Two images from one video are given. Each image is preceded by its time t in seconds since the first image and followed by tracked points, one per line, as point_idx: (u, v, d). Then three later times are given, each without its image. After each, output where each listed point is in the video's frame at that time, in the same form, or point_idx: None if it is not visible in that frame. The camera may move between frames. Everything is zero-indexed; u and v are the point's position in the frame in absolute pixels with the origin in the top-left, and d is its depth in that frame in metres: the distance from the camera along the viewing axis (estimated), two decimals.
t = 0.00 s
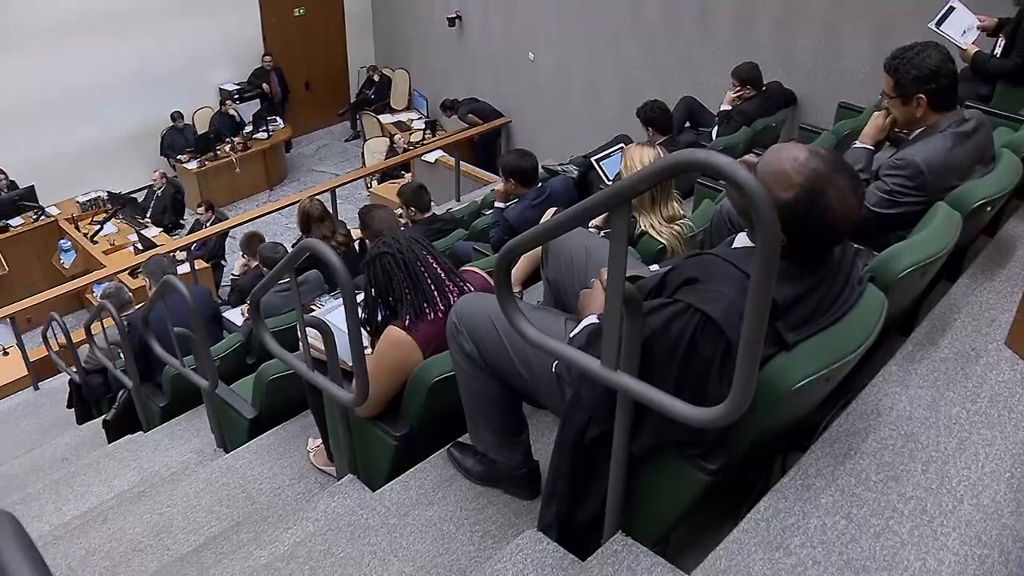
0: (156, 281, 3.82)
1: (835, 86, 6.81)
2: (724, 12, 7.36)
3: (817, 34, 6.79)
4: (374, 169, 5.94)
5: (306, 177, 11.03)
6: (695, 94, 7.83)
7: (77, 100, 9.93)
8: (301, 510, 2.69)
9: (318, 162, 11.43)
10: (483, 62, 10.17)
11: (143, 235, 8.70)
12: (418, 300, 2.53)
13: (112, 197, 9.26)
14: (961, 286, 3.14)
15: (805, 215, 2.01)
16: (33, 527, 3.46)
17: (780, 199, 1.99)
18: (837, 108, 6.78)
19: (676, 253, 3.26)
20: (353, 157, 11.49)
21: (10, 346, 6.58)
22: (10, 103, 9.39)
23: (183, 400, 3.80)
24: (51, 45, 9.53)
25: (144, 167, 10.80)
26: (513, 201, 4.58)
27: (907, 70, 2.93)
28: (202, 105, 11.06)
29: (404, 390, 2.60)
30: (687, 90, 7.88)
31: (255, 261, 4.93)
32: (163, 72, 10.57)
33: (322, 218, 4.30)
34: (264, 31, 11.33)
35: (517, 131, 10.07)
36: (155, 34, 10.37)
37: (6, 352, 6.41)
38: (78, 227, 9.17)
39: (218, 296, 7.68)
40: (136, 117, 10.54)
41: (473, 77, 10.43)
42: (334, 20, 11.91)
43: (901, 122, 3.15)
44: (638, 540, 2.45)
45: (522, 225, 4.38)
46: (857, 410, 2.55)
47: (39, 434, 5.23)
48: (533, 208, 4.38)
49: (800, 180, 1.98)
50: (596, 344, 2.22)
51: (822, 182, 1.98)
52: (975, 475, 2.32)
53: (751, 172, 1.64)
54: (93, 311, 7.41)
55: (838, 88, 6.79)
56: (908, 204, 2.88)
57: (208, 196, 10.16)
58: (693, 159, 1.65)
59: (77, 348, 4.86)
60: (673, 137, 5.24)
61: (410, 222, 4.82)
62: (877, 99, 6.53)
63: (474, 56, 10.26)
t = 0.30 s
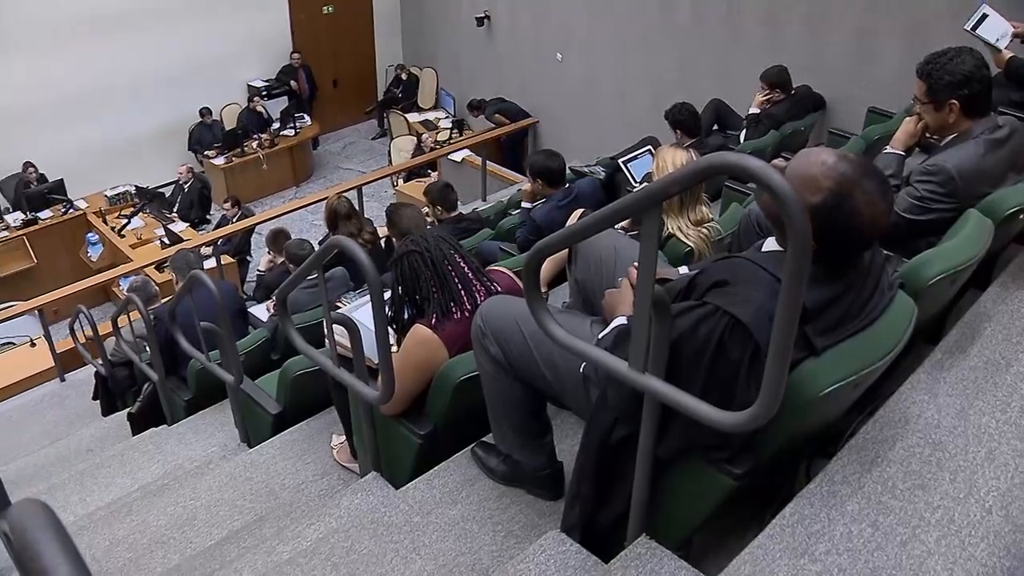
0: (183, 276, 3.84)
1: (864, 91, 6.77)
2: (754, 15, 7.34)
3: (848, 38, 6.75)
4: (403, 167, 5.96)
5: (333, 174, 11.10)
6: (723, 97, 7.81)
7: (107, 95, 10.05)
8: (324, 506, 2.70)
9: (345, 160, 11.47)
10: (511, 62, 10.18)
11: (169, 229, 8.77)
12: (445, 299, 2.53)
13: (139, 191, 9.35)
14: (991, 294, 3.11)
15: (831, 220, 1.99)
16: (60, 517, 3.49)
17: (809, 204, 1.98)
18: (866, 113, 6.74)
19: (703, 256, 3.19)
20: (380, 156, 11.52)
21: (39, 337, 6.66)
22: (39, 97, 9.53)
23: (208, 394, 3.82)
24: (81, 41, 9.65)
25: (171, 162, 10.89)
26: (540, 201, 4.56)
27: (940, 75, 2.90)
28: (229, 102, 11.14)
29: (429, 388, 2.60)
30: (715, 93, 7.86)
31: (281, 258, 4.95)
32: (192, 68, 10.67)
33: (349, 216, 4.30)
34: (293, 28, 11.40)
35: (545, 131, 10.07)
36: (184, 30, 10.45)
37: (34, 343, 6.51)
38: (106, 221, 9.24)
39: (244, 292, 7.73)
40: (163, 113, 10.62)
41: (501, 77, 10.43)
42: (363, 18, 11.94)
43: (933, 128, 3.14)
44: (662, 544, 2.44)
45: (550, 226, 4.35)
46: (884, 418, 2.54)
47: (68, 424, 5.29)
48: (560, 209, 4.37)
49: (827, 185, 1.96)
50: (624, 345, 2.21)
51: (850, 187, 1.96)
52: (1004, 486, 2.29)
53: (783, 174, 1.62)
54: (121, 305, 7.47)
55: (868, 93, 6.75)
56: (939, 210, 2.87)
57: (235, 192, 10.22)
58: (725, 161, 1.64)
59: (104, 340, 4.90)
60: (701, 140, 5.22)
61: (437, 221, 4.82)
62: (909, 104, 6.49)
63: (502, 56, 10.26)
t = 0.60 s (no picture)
0: (211, 271, 3.86)
1: (896, 96, 6.73)
2: (785, 18, 7.30)
3: (881, 42, 6.71)
4: (431, 165, 5.97)
5: (360, 172, 11.13)
6: (753, 100, 7.78)
7: (139, 90, 10.13)
8: (348, 502, 2.71)
9: (373, 158, 11.51)
10: (540, 63, 10.17)
11: (198, 224, 8.84)
12: (473, 299, 2.53)
13: (169, 186, 9.49)
14: None
15: (867, 224, 1.96)
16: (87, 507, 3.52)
17: (845, 207, 1.95)
18: (898, 117, 6.70)
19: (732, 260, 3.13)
20: (408, 154, 11.55)
21: (67, 329, 6.71)
22: (71, 91, 9.63)
23: (233, 389, 3.85)
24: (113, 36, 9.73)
25: (199, 158, 10.97)
26: (569, 203, 4.55)
27: (975, 81, 2.90)
28: (258, 98, 11.19)
29: (456, 388, 2.60)
30: (745, 96, 7.83)
31: (309, 254, 4.96)
32: (222, 65, 10.73)
33: (377, 214, 4.31)
34: (322, 26, 11.45)
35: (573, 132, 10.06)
36: (214, 27, 10.52)
37: (63, 336, 6.56)
38: (135, 215, 9.31)
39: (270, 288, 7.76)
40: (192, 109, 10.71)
41: (530, 77, 10.42)
42: (394, 17, 11.96)
43: (967, 134, 3.11)
44: (686, 548, 2.43)
45: (577, 228, 4.36)
46: (913, 426, 2.51)
47: (94, 416, 5.33)
48: (589, 210, 4.36)
49: (864, 189, 1.93)
50: (653, 348, 2.21)
51: (886, 191, 1.93)
52: None
53: (818, 179, 1.60)
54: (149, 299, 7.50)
55: (900, 98, 6.71)
56: (972, 218, 2.84)
57: (263, 188, 10.27)
58: (759, 164, 1.62)
59: (131, 334, 4.93)
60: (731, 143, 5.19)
61: (464, 221, 4.81)
62: (942, 109, 6.44)
63: (532, 56, 10.26)
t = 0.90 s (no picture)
0: (241, 267, 3.88)
1: (931, 103, 6.68)
2: (820, 23, 7.26)
3: (917, 48, 6.65)
4: (461, 164, 5.96)
5: (390, 170, 11.17)
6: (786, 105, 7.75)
7: (172, 85, 10.34)
8: (375, 499, 2.73)
9: (403, 156, 11.54)
10: (572, 64, 10.15)
11: (228, 219, 8.92)
12: (503, 299, 2.53)
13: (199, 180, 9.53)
14: None
15: (899, 231, 1.90)
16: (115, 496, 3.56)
17: (879, 211, 1.88)
18: (933, 124, 6.64)
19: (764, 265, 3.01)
20: (439, 153, 11.57)
21: (99, 320, 6.83)
22: (104, 85, 9.85)
23: (260, 383, 3.87)
24: (145, 32, 9.92)
25: (229, 154, 11.08)
26: (600, 204, 4.52)
27: (1016, 88, 2.88)
28: (291, 95, 11.32)
29: (485, 387, 2.60)
30: (777, 101, 7.80)
31: (338, 251, 4.96)
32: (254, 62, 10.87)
33: (407, 212, 4.31)
34: (356, 23, 11.52)
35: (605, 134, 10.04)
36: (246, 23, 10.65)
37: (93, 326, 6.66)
38: (166, 209, 9.40)
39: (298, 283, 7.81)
40: (223, 104, 10.83)
41: (562, 79, 10.40)
42: (427, 16, 11.98)
43: (1006, 142, 3.08)
44: (713, 552, 2.42)
45: (608, 230, 4.40)
46: (946, 436, 2.49)
47: (123, 407, 5.38)
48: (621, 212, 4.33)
49: (899, 193, 1.87)
50: (685, 352, 2.22)
51: (921, 195, 1.87)
52: None
53: (857, 184, 1.57)
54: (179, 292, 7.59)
55: (936, 104, 6.65)
56: (1009, 226, 2.83)
57: (293, 184, 10.33)
58: (795, 169, 1.60)
59: (161, 326, 4.97)
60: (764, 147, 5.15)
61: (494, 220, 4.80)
62: (980, 116, 6.37)
63: (564, 57, 10.25)
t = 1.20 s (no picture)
0: (275, 263, 3.90)
1: (970, 109, 6.61)
2: (858, 27, 7.20)
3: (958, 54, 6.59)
4: (496, 164, 5.95)
5: (423, 168, 11.19)
6: (823, 110, 7.70)
7: (208, 80, 10.45)
8: (403, 497, 2.74)
9: (436, 155, 11.56)
10: (607, 66, 10.13)
11: (261, 214, 8.96)
12: (537, 299, 2.54)
13: (233, 175, 9.60)
14: None
15: (940, 236, 1.82)
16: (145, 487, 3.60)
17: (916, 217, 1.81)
18: (973, 131, 6.57)
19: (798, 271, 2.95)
20: (472, 152, 11.58)
21: (131, 311, 6.92)
22: (140, 79, 9.97)
23: (290, 378, 3.90)
24: (181, 26, 10.04)
25: (262, 149, 11.17)
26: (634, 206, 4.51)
27: None
28: (325, 92, 11.39)
29: (517, 387, 2.61)
30: (815, 105, 7.76)
31: (371, 248, 4.96)
32: (288, 58, 10.96)
33: (441, 211, 4.33)
34: (391, 22, 11.55)
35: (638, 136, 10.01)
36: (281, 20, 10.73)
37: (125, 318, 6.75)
38: (200, 202, 9.43)
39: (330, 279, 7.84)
40: (257, 100, 10.93)
41: (596, 81, 10.38)
42: (462, 15, 11.99)
43: None
44: (744, 559, 2.41)
45: (641, 232, 4.38)
46: (982, 448, 2.46)
47: (153, 399, 5.42)
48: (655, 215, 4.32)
49: (939, 198, 1.79)
50: (720, 355, 2.21)
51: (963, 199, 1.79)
52: None
53: (898, 191, 1.53)
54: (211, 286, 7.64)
55: (976, 110, 6.58)
56: None
57: (326, 180, 10.37)
58: (834, 175, 1.56)
59: (193, 319, 5.01)
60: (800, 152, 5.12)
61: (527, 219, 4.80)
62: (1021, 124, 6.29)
63: (599, 59, 10.23)
